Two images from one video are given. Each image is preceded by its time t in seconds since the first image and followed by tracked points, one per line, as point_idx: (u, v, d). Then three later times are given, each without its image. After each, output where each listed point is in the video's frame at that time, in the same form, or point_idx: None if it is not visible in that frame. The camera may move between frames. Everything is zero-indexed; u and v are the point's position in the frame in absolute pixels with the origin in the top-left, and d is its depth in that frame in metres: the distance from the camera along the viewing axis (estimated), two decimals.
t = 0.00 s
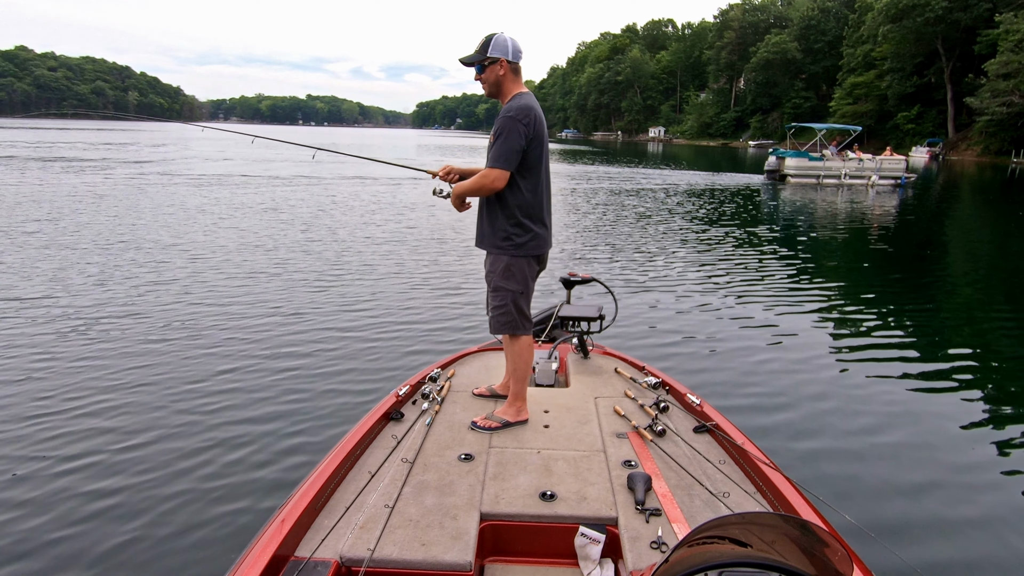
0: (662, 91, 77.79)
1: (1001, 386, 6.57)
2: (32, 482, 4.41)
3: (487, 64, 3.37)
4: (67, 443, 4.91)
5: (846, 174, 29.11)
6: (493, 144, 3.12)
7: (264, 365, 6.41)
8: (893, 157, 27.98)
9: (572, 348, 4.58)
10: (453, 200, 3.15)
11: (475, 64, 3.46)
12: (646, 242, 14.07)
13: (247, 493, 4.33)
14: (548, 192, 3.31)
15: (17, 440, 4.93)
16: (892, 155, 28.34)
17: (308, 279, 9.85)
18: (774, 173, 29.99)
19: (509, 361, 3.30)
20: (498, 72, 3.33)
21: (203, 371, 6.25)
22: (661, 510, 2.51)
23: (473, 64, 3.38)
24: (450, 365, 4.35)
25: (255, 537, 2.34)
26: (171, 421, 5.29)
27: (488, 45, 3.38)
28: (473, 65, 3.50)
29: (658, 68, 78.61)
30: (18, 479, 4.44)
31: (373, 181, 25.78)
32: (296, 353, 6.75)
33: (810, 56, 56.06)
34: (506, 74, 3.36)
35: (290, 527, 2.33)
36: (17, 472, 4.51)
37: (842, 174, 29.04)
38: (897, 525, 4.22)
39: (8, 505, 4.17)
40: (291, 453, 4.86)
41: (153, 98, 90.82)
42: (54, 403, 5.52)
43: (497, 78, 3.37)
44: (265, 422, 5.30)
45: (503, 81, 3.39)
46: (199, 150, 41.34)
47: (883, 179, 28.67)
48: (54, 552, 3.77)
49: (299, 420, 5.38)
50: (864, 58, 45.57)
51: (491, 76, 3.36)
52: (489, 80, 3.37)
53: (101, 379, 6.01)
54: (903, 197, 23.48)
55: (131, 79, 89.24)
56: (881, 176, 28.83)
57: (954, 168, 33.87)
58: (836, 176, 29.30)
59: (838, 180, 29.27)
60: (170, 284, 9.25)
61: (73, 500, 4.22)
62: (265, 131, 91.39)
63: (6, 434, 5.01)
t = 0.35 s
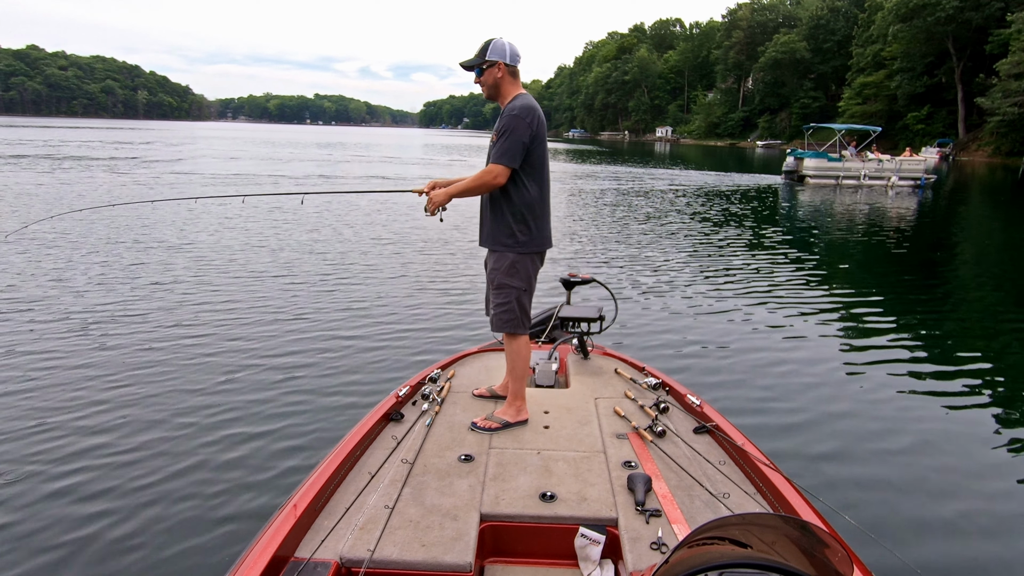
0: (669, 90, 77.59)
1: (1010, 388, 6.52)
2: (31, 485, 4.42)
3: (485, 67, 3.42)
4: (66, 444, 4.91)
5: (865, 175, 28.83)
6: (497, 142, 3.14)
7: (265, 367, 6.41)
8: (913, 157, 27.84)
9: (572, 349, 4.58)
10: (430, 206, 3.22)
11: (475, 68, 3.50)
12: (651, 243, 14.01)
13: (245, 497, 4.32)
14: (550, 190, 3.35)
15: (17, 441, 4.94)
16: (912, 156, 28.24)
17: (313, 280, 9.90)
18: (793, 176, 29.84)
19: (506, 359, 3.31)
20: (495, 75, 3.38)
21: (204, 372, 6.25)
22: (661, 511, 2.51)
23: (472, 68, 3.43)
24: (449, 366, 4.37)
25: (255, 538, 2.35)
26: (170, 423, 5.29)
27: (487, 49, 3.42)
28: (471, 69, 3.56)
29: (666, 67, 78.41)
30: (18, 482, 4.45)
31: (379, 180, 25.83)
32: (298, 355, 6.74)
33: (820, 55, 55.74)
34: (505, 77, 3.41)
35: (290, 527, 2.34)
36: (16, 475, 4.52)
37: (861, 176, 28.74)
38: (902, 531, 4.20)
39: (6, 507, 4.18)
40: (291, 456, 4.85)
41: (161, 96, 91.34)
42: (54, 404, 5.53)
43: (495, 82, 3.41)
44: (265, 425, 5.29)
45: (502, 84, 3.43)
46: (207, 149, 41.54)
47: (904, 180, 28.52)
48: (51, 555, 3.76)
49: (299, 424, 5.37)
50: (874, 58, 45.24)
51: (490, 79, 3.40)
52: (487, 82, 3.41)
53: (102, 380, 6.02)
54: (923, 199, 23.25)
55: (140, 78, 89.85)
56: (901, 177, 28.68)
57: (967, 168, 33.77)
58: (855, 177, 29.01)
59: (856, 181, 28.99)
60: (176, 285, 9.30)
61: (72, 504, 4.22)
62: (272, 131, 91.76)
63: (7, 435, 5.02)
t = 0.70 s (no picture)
0: (677, 90, 77.45)
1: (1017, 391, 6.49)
2: (30, 485, 4.43)
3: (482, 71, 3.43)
4: (70, 444, 4.95)
5: (886, 175, 28.73)
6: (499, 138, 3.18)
7: (266, 368, 6.41)
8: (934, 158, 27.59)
9: (572, 349, 4.59)
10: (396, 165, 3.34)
11: (470, 74, 3.51)
12: (657, 245, 13.95)
13: (243, 499, 4.31)
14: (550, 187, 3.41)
15: (17, 442, 4.95)
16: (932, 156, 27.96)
17: (318, 280, 9.96)
18: (811, 176, 29.91)
19: (505, 357, 3.32)
20: (492, 77, 3.39)
21: (205, 373, 6.26)
22: (660, 511, 2.50)
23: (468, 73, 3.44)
24: (449, 366, 4.37)
25: (255, 538, 2.36)
26: (170, 424, 5.30)
27: (482, 53, 3.45)
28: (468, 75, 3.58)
29: (673, 67, 78.26)
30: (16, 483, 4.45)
31: (386, 180, 25.93)
32: (300, 356, 6.76)
33: (828, 55, 55.48)
34: (501, 79, 3.42)
35: (289, 528, 2.34)
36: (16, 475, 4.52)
37: (881, 176, 28.66)
38: (905, 536, 4.18)
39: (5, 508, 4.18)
40: (291, 458, 4.84)
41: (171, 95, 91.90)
42: (56, 406, 5.54)
43: (491, 81, 3.41)
44: (265, 426, 5.29)
45: (499, 87, 3.46)
46: (214, 148, 41.78)
47: (923, 180, 28.30)
48: (49, 557, 3.76)
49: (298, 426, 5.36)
50: (883, 58, 44.98)
51: (487, 82, 3.42)
52: (484, 85, 3.42)
53: (104, 382, 6.04)
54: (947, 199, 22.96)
55: (150, 78, 90.47)
56: (920, 178, 28.48)
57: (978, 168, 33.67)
58: (875, 177, 28.99)
59: (875, 181, 29.02)
60: (182, 285, 9.38)
61: (71, 504, 4.23)
62: (280, 130, 92.18)
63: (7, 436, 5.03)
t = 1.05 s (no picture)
0: (684, 89, 77.29)
1: None
2: (28, 490, 4.41)
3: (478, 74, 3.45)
4: (75, 442, 5.01)
5: (905, 176, 28.51)
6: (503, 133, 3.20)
7: (267, 371, 6.37)
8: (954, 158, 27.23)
9: (572, 348, 4.59)
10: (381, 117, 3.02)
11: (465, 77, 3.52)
12: (663, 247, 13.86)
13: (241, 506, 4.27)
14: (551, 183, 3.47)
15: (16, 446, 4.94)
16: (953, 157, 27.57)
17: (323, 281, 10.03)
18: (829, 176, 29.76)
19: (512, 353, 3.36)
20: (490, 78, 3.42)
21: (206, 377, 6.23)
22: (661, 511, 2.50)
23: (465, 76, 3.44)
24: (449, 365, 4.37)
25: (256, 536, 2.37)
26: (171, 428, 5.28)
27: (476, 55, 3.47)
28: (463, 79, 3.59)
29: (681, 66, 78.08)
30: (17, 485, 4.46)
31: (393, 180, 26.03)
32: (304, 357, 6.81)
33: (838, 54, 55.19)
34: (498, 79, 3.46)
35: (289, 527, 2.35)
36: (15, 479, 4.50)
37: (901, 177, 28.43)
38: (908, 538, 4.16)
39: (1, 513, 4.15)
40: (291, 464, 4.79)
41: (180, 95, 92.53)
42: (56, 409, 5.53)
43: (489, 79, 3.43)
44: (266, 429, 5.30)
45: (495, 87, 3.49)
46: (223, 147, 42.06)
47: (944, 181, 27.99)
48: (42, 566, 3.72)
49: (300, 431, 5.35)
50: (893, 57, 44.69)
51: (484, 83, 3.44)
52: (482, 87, 3.44)
53: (105, 384, 6.02)
54: (968, 200, 22.66)
55: (159, 77, 91.15)
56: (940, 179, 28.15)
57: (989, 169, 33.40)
58: (894, 178, 28.79)
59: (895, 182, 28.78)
60: (189, 285, 9.47)
61: (71, 505, 4.25)
62: (288, 129, 92.69)
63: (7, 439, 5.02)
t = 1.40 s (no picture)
0: (692, 89, 77.13)
1: None
2: (37, 487, 4.47)
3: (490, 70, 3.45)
4: (83, 442, 5.07)
5: (926, 177, 28.34)
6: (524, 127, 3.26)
7: (273, 373, 6.41)
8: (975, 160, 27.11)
9: (572, 348, 4.61)
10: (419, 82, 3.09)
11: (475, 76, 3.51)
12: (671, 249, 13.78)
13: (243, 510, 4.25)
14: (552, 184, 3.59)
15: (27, 443, 5.02)
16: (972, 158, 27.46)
17: (330, 283, 10.10)
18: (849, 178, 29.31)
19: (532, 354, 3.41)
20: (502, 75, 3.42)
21: (209, 380, 6.22)
22: (661, 510, 2.50)
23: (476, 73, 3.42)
24: (449, 365, 4.38)
25: (257, 536, 2.38)
26: (173, 430, 5.26)
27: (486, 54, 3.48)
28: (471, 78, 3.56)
29: (689, 66, 77.95)
30: (26, 482, 4.52)
31: (400, 181, 26.14)
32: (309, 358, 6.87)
33: (847, 54, 54.94)
34: (509, 76, 3.47)
35: (290, 527, 2.36)
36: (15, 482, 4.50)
37: (921, 178, 28.32)
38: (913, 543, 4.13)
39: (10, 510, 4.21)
40: (293, 468, 4.77)
41: (189, 95, 93.17)
42: (58, 412, 5.53)
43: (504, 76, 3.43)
44: (271, 429, 5.34)
45: (507, 85, 3.49)
46: (232, 147, 42.31)
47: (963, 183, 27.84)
48: (41, 570, 3.70)
49: (305, 431, 5.39)
50: (903, 57, 44.43)
51: (497, 79, 3.43)
52: (495, 83, 3.43)
53: (108, 387, 6.03)
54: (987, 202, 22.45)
55: (169, 78, 91.88)
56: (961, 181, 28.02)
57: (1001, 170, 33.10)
58: (914, 180, 28.63)
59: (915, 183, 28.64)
60: (196, 286, 9.56)
61: (79, 502, 4.30)
62: (296, 129, 93.16)
63: (8, 442, 5.02)
